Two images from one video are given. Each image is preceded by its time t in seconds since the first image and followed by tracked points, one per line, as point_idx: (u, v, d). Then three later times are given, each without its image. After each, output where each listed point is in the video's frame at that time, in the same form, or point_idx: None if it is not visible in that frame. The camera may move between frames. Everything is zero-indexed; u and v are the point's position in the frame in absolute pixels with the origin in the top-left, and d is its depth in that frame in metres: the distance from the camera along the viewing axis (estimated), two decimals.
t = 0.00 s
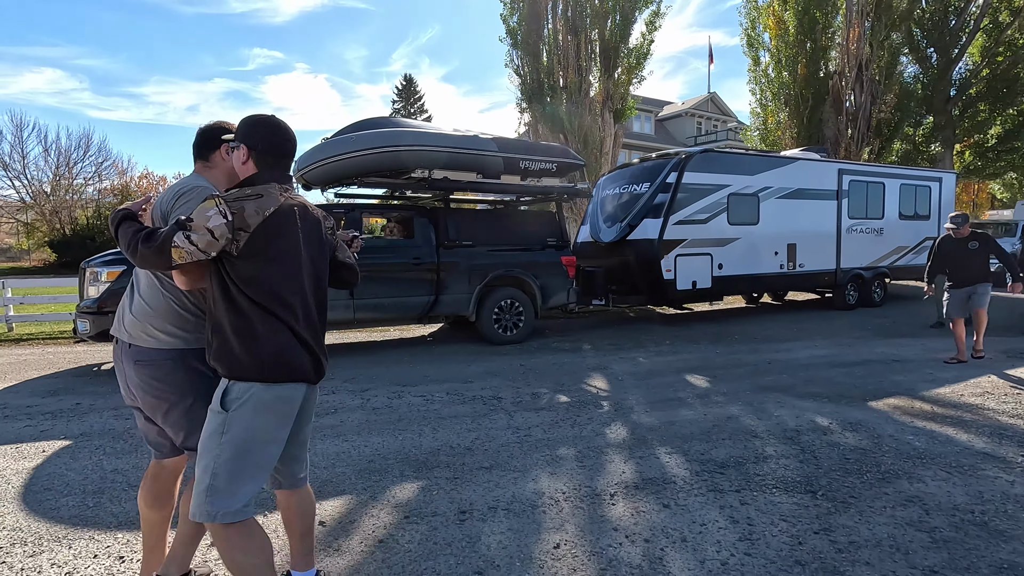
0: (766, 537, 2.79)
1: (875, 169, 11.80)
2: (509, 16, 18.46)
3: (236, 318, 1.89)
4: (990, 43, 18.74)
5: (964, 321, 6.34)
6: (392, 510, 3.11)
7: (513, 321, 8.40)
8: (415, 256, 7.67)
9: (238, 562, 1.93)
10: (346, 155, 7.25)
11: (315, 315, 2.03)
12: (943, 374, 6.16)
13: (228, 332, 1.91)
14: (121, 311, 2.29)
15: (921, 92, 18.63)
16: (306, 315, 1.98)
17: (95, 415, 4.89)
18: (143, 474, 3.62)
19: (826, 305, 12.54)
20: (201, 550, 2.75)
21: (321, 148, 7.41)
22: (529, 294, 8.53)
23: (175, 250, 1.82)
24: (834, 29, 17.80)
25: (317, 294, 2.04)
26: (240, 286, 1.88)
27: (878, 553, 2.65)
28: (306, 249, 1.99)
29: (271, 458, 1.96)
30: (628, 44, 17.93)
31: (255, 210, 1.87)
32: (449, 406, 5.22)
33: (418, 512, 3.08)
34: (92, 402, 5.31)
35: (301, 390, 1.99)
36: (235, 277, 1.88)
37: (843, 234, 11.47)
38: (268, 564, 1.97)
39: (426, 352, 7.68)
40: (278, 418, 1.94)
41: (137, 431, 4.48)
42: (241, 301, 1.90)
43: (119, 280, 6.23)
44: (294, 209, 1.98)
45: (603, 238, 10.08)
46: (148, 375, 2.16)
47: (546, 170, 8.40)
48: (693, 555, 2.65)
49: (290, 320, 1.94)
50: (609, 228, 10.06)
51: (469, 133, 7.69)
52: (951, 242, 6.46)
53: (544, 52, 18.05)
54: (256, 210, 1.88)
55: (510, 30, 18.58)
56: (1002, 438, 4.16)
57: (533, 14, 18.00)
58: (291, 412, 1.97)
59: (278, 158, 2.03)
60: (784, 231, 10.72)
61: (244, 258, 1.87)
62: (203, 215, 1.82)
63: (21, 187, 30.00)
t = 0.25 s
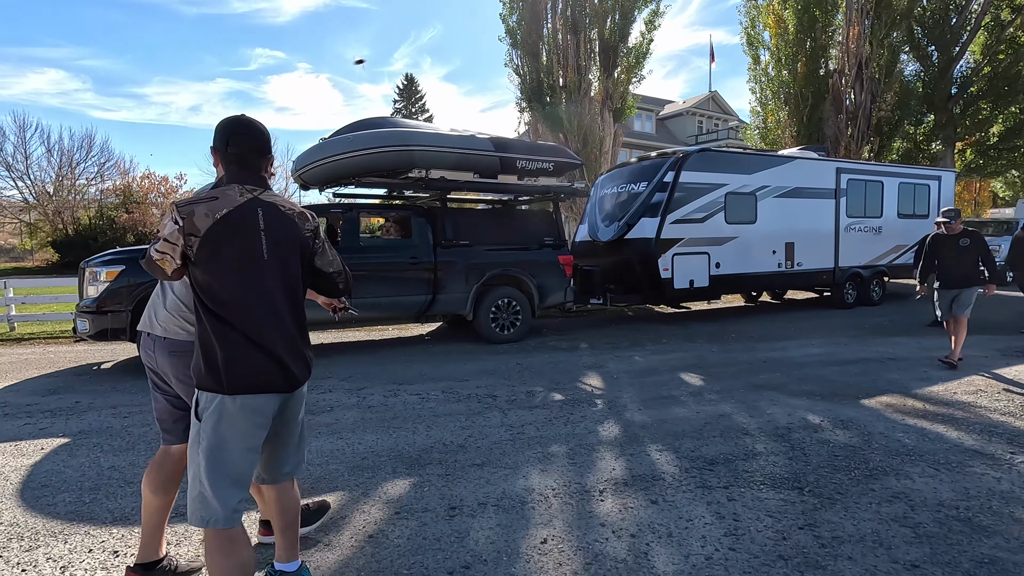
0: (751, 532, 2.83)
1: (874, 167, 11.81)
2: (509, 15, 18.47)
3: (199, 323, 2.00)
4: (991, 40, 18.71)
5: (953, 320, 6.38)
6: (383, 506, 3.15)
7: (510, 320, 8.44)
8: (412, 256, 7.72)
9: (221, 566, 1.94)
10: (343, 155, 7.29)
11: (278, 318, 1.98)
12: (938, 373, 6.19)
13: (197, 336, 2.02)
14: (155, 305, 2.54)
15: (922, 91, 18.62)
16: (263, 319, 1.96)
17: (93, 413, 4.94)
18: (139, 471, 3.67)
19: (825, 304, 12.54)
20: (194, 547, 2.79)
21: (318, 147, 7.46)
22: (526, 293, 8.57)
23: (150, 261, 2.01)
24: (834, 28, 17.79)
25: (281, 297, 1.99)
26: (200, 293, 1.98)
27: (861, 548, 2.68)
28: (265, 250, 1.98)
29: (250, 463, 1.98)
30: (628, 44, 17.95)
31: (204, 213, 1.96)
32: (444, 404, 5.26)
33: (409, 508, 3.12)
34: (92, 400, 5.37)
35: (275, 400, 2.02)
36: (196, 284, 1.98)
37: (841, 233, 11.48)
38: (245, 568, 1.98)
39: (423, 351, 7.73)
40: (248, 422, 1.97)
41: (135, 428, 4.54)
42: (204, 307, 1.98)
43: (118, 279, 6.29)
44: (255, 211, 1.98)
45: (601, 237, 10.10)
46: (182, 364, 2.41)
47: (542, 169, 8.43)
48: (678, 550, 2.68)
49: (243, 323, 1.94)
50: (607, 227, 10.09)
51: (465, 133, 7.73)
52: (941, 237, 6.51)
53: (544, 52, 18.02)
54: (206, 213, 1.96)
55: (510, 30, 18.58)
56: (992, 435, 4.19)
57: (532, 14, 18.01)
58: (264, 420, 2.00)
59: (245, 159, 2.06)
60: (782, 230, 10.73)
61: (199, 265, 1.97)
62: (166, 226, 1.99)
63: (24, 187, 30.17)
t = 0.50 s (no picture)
0: (739, 529, 2.85)
1: (871, 166, 11.82)
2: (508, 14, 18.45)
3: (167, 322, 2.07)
4: (990, 38, 18.69)
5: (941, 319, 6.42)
6: (375, 504, 3.18)
7: (507, 319, 8.47)
8: (409, 255, 7.74)
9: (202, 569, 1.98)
10: (340, 154, 7.31)
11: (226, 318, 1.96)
12: (932, 371, 6.21)
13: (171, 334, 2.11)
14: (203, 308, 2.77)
15: (921, 89, 18.61)
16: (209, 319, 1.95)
17: (90, 413, 4.97)
18: (135, 469, 3.70)
19: (823, 303, 12.55)
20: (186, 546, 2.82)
21: (315, 147, 7.47)
22: (523, 292, 8.60)
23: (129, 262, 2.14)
24: (833, 26, 17.77)
25: (228, 298, 1.95)
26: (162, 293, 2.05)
27: (848, 544, 2.70)
28: (211, 253, 1.94)
29: (222, 468, 1.99)
30: (626, 43, 17.96)
31: (148, 214, 1.99)
32: (439, 403, 5.28)
33: (400, 506, 3.15)
34: (89, 399, 5.40)
35: (245, 400, 2.01)
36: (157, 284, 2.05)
37: (839, 232, 11.49)
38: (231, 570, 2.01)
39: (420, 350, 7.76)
40: (216, 428, 1.98)
41: (131, 427, 4.56)
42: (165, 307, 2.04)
43: (115, 279, 6.32)
44: (200, 211, 1.94)
45: (598, 237, 10.11)
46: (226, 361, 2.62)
47: (539, 168, 8.45)
48: (666, 547, 2.71)
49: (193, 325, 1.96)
50: (605, 226, 10.10)
51: (462, 133, 7.74)
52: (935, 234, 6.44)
53: (543, 51, 18.00)
54: (148, 214, 1.99)
55: (508, 29, 18.56)
56: (983, 433, 4.21)
57: (531, 13, 17.99)
58: (233, 421, 2.00)
59: (196, 152, 2.02)
60: (779, 229, 10.74)
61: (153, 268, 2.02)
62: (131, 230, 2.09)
63: (24, 187, 30.24)
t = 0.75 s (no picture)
0: (729, 527, 2.86)
1: (869, 165, 11.82)
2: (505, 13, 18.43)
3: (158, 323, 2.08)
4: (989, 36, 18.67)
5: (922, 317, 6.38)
6: (368, 503, 3.19)
7: (504, 319, 8.48)
8: (406, 255, 7.75)
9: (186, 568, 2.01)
10: (336, 154, 7.31)
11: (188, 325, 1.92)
12: (927, 369, 6.22)
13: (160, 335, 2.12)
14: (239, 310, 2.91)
15: (919, 87, 18.60)
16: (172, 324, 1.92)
17: (86, 413, 4.98)
18: (129, 469, 3.72)
19: (821, 301, 12.56)
20: (178, 546, 2.83)
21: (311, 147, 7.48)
22: (521, 292, 8.61)
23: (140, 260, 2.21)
24: (831, 25, 17.76)
25: (190, 305, 1.92)
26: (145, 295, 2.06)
27: (837, 542, 2.71)
28: (183, 252, 1.90)
29: (196, 470, 1.99)
30: (624, 42, 17.97)
31: (137, 213, 2.00)
32: (435, 403, 5.28)
33: (393, 505, 3.16)
34: (85, 400, 5.41)
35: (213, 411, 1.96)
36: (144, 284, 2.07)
37: (836, 230, 11.50)
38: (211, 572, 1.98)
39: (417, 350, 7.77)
40: (185, 431, 1.99)
41: (127, 427, 4.57)
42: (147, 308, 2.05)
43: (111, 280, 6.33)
44: (183, 210, 1.93)
45: (596, 235, 10.14)
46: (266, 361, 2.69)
47: (535, 167, 8.45)
48: (656, 545, 2.72)
49: (160, 325, 1.93)
50: (602, 225, 10.12)
51: (458, 132, 7.75)
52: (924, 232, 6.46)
53: (540, 50, 17.96)
54: (136, 213, 2.00)
55: (506, 28, 18.52)
56: (976, 430, 4.21)
57: (529, 12, 17.97)
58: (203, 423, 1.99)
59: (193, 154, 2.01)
60: (777, 228, 10.74)
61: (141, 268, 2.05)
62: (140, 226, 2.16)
63: (23, 188, 30.25)
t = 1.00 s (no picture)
0: (723, 524, 2.87)
1: (866, 161, 11.81)
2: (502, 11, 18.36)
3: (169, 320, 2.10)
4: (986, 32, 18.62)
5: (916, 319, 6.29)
6: (362, 501, 3.19)
7: (501, 317, 8.48)
8: (403, 254, 7.75)
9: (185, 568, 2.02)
10: (332, 153, 7.31)
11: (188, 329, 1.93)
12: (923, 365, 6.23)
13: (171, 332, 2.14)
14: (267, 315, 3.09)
15: (916, 84, 18.57)
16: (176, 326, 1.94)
17: (82, 413, 4.97)
18: (124, 468, 3.71)
19: (818, 298, 12.56)
20: (172, 545, 2.83)
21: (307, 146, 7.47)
22: (518, 290, 8.61)
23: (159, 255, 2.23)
24: (829, 21, 17.68)
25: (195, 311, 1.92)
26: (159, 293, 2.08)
27: (831, 538, 2.72)
28: (195, 252, 1.93)
29: (196, 468, 2.00)
30: (621, 39, 17.93)
31: (162, 210, 2.04)
32: (430, 401, 5.27)
33: (386, 503, 3.16)
34: (81, 400, 5.41)
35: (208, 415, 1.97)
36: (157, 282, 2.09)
37: (834, 227, 11.50)
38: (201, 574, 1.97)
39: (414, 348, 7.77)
40: (187, 428, 2.02)
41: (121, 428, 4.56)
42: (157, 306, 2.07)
43: (107, 280, 6.33)
44: (199, 210, 1.95)
45: (594, 233, 10.15)
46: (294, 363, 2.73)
47: (532, 165, 8.45)
48: (649, 541, 2.72)
49: (166, 324, 1.96)
50: (600, 223, 10.13)
51: (454, 130, 7.74)
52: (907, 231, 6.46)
53: (538, 48, 17.94)
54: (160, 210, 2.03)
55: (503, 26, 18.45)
56: (971, 427, 4.22)
57: (525, 9, 17.89)
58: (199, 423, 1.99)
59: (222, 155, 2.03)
60: (774, 225, 10.75)
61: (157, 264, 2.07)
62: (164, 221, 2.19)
63: (21, 188, 30.21)
